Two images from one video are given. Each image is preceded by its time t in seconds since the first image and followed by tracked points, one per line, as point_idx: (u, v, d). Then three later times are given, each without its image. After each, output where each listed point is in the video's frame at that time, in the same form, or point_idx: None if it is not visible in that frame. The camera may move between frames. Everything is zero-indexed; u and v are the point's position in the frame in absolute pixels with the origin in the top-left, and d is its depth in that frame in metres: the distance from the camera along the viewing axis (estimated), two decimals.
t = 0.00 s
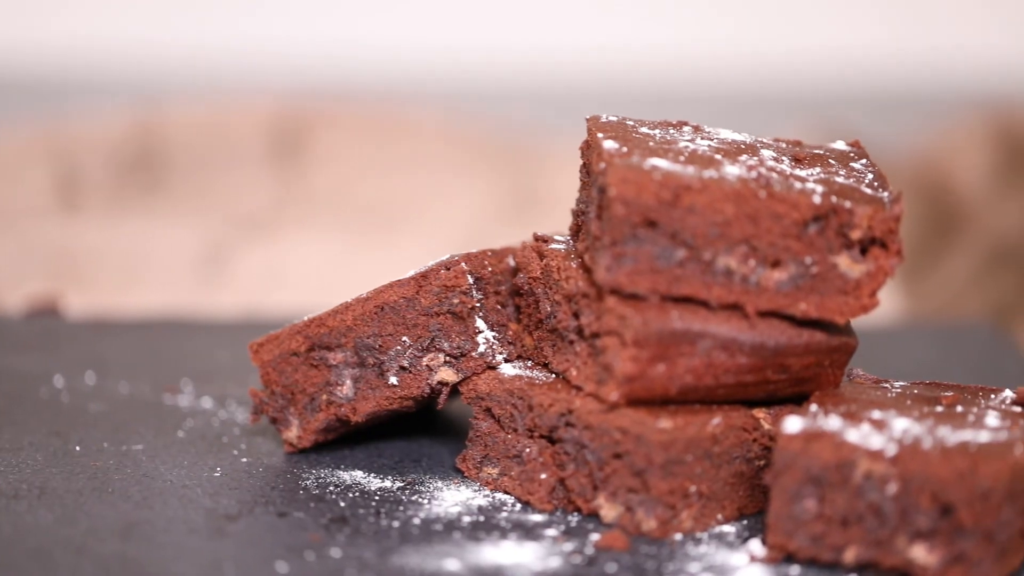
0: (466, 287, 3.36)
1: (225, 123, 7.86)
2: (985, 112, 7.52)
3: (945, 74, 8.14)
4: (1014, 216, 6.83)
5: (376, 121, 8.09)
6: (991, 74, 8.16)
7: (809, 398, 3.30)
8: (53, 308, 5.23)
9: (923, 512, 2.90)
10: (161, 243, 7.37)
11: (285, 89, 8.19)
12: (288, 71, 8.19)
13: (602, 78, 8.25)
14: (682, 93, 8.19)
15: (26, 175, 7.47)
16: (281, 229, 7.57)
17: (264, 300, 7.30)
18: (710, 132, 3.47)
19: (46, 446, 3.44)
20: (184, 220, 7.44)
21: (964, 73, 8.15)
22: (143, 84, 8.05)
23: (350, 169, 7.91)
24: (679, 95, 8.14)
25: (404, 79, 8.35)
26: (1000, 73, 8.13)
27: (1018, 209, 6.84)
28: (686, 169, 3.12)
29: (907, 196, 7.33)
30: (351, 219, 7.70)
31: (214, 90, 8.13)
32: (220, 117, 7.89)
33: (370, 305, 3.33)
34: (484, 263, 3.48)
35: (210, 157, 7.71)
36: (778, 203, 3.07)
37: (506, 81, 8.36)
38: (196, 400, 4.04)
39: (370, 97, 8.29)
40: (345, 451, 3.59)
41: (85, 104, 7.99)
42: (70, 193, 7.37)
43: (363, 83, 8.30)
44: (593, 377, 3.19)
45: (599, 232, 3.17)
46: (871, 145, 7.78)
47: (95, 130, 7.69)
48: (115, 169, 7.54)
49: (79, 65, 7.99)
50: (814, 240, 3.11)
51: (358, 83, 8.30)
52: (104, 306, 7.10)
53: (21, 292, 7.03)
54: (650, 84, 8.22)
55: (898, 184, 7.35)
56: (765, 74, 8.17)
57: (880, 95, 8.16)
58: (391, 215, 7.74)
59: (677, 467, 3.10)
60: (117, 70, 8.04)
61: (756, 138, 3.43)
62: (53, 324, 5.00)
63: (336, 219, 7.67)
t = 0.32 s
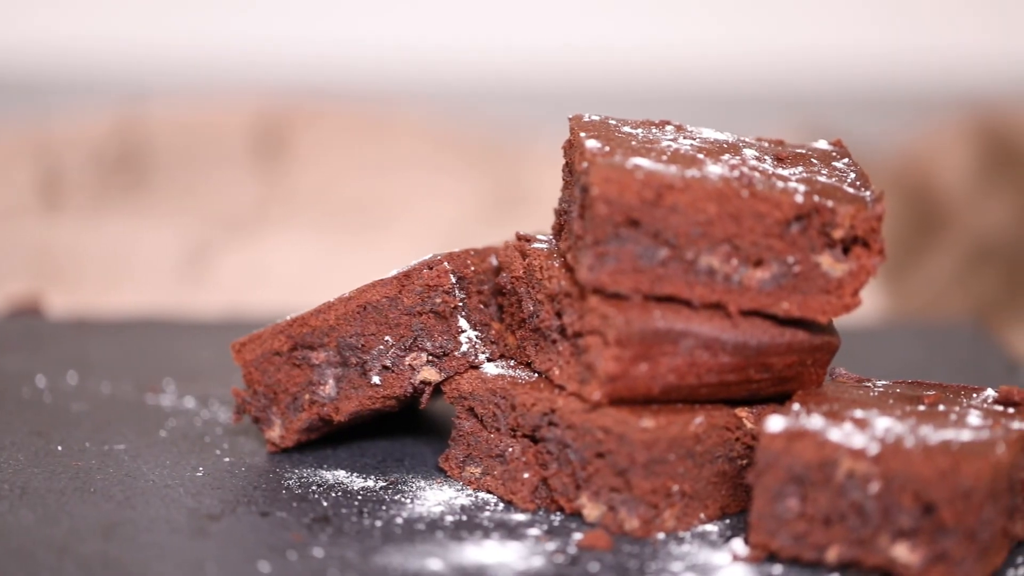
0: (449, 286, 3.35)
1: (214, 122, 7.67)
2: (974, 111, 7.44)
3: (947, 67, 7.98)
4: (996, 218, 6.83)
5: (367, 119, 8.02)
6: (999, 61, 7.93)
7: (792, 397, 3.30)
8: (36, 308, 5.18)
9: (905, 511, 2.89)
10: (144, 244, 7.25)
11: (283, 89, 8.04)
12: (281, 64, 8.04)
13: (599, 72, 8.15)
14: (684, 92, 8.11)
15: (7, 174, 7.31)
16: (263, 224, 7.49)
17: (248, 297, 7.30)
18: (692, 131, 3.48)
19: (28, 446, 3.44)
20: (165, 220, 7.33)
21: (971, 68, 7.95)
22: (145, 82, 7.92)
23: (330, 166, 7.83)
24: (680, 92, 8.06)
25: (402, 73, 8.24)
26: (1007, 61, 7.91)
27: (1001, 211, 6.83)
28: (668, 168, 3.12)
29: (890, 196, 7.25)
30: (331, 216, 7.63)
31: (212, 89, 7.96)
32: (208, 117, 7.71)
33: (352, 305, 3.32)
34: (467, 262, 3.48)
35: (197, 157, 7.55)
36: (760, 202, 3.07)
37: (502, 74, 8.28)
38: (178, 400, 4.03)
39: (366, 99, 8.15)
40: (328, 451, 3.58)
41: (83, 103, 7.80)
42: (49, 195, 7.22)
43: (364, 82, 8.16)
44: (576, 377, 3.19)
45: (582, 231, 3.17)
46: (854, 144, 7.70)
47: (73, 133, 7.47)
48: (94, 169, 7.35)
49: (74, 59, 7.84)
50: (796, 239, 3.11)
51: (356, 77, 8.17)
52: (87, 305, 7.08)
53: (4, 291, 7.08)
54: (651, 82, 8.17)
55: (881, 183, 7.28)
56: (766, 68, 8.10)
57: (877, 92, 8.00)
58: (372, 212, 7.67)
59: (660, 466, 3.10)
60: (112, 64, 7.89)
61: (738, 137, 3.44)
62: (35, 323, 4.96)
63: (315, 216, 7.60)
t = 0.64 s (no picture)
0: (433, 285, 3.35)
1: (199, 122, 7.65)
2: (961, 110, 7.50)
3: (947, 68, 8.10)
4: (980, 216, 6.82)
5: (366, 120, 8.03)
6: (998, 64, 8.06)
7: (775, 396, 3.31)
8: (20, 308, 5.14)
9: (889, 510, 2.89)
10: (132, 242, 7.12)
11: (285, 89, 8.14)
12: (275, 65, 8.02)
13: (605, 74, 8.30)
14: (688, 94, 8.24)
15: None
16: (247, 224, 7.44)
17: (235, 298, 7.12)
18: (676, 130, 3.49)
19: (12, 446, 3.43)
20: (152, 219, 7.25)
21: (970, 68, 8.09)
22: (147, 82, 8.04)
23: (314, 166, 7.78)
24: (683, 92, 8.17)
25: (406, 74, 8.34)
26: (1006, 65, 8.03)
27: (984, 210, 6.82)
28: (652, 167, 3.12)
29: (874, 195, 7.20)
30: (315, 214, 7.58)
31: (214, 88, 8.07)
32: (192, 113, 7.70)
33: (336, 304, 3.32)
34: (451, 261, 3.48)
35: (181, 151, 7.57)
36: (744, 201, 3.07)
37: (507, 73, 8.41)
38: (162, 400, 4.03)
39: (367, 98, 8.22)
40: (312, 450, 3.58)
41: (77, 102, 7.85)
42: (36, 196, 7.09)
43: (364, 82, 8.25)
44: (560, 376, 3.19)
45: (566, 231, 3.17)
46: (841, 145, 7.71)
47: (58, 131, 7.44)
48: (78, 170, 7.26)
49: (70, 61, 7.91)
50: (780, 238, 3.11)
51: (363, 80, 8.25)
52: (76, 304, 6.83)
53: None
54: (654, 81, 8.31)
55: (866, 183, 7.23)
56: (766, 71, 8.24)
57: (874, 93, 8.15)
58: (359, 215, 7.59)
59: (644, 465, 3.10)
60: (111, 63, 7.99)
61: (722, 137, 3.45)
62: (20, 323, 4.94)
63: (297, 214, 7.56)
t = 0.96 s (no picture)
0: (420, 285, 3.35)
1: (185, 120, 7.59)
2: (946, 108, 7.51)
3: (942, 67, 8.19)
4: (964, 214, 6.85)
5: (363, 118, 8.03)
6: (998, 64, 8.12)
7: (762, 395, 3.31)
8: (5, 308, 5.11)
9: (876, 509, 2.89)
10: (119, 242, 7.08)
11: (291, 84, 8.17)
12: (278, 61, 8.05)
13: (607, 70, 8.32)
14: (691, 86, 8.26)
15: None
16: (232, 224, 7.42)
17: (221, 298, 7.06)
18: (663, 129, 3.49)
19: None
20: (140, 217, 7.25)
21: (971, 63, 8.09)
22: (145, 81, 8.01)
23: (301, 166, 7.77)
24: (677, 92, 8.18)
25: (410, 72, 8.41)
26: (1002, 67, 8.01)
27: (969, 207, 6.85)
28: (639, 166, 3.12)
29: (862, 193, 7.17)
30: (309, 214, 7.60)
31: (212, 87, 8.06)
32: (177, 114, 7.64)
33: (323, 304, 3.31)
34: (438, 261, 3.47)
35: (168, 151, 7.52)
36: (731, 200, 3.07)
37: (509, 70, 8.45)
38: (149, 399, 4.02)
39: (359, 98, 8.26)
40: (299, 450, 3.58)
41: (67, 103, 7.81)
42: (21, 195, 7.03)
43: (357, 81, 8.29)
44: (547, 375, 3.19)
45: (554, 230, 3.17)
46: (826, 142, 7.75)
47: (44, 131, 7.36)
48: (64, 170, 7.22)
49: (67, 61, 7.90)
50: (767, 237, 3.11)
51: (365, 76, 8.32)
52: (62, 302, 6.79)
53: None
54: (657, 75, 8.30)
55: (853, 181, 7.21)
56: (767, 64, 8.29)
57: (866, 91, 8.27)
58: (346, 216, 7.58)
59: (632, 464, 3.10)
60: (106, 63, 7.96)
61: (709, 136, 3.45)
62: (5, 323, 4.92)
63: (283, 214, 7.57)
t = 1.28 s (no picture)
0: (409, 284, 3.34)
1: (174, 118, 7.50)
2: (935, 106, 7.40)
3: (938, 67, 8.15)
4: (955, 214, 6.68)
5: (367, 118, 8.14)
6: (996, 65, 7.99)
7: (751, 395, 3.31)
8: None
9: (865, 508, 2.89)
10: (109, 243, 7.01)
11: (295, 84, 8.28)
12: (271, 59, 8.05)
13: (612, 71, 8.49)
14: (693, 91, 8.48)
15: None
16: (221, 218, 7.36)
17: (207, 296, 6.86)
18: (652, 129, 3.50)
19: None
20: (128, 217, 7.21)
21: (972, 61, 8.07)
22: (140, 79, 8.10)
23: (288, 167, 7.63)
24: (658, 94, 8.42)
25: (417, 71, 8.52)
26: (996, 70, 7.93)
27: (960, 206, 6.67)
28: (628, 166, 3.13)
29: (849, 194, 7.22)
30: (293, 215, 7.51)
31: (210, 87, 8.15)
32: (163, 116, 7.51)
33: (312, 303, 3.30)
34: (427, 260, 3.47)
35: (157, 153, 7.41)
36: (719, 199, 3.07)
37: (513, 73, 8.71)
38: (139, 399, 4.02)
39: (347, 99, 8.31)
40: (289, 449, 3.58)
41: (59, 102, 7.85)
42: (12, 195, 7.05)
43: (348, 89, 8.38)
44: (536, 375, 3.19)
45: (542, 230, 3.18)
46: (815, 142, 7.80)
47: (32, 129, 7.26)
48: (52, 169, 7.16)
49: (66, 61, 8.02)
50: (756, 236, 3.11)
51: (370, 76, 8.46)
52: (49, 300, 6.59)
53: None
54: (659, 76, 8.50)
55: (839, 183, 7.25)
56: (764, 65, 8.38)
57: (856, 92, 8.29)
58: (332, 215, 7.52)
59: (621, 464, 3.10)
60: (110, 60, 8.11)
61: (698, 135, 3.46)
62: None
63: (270, 210, 7.50)
